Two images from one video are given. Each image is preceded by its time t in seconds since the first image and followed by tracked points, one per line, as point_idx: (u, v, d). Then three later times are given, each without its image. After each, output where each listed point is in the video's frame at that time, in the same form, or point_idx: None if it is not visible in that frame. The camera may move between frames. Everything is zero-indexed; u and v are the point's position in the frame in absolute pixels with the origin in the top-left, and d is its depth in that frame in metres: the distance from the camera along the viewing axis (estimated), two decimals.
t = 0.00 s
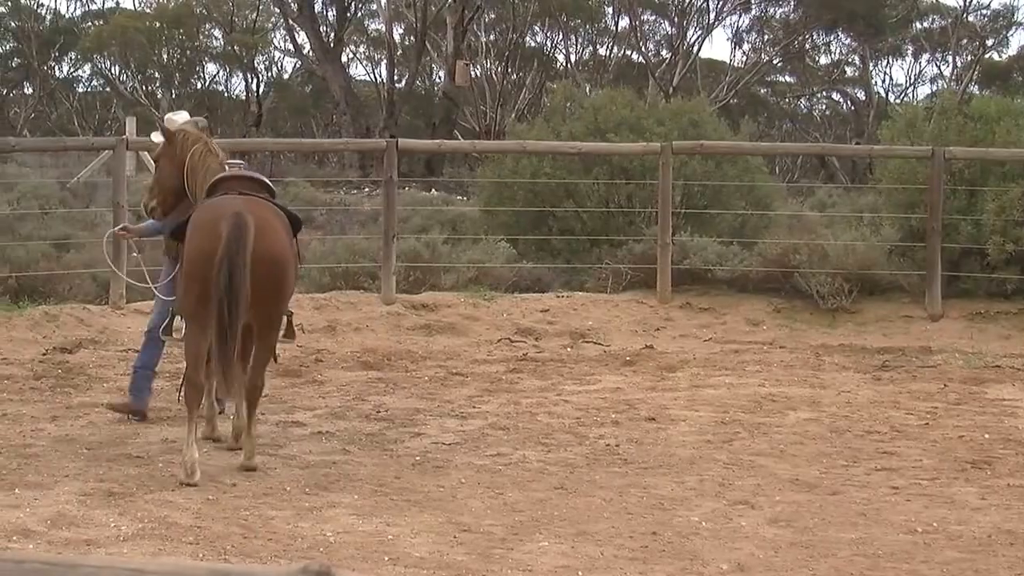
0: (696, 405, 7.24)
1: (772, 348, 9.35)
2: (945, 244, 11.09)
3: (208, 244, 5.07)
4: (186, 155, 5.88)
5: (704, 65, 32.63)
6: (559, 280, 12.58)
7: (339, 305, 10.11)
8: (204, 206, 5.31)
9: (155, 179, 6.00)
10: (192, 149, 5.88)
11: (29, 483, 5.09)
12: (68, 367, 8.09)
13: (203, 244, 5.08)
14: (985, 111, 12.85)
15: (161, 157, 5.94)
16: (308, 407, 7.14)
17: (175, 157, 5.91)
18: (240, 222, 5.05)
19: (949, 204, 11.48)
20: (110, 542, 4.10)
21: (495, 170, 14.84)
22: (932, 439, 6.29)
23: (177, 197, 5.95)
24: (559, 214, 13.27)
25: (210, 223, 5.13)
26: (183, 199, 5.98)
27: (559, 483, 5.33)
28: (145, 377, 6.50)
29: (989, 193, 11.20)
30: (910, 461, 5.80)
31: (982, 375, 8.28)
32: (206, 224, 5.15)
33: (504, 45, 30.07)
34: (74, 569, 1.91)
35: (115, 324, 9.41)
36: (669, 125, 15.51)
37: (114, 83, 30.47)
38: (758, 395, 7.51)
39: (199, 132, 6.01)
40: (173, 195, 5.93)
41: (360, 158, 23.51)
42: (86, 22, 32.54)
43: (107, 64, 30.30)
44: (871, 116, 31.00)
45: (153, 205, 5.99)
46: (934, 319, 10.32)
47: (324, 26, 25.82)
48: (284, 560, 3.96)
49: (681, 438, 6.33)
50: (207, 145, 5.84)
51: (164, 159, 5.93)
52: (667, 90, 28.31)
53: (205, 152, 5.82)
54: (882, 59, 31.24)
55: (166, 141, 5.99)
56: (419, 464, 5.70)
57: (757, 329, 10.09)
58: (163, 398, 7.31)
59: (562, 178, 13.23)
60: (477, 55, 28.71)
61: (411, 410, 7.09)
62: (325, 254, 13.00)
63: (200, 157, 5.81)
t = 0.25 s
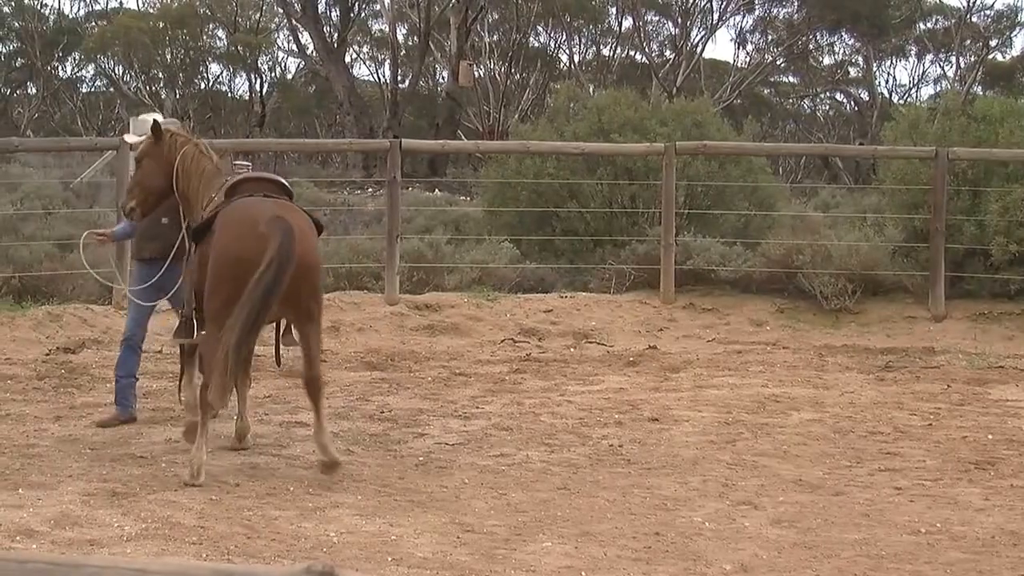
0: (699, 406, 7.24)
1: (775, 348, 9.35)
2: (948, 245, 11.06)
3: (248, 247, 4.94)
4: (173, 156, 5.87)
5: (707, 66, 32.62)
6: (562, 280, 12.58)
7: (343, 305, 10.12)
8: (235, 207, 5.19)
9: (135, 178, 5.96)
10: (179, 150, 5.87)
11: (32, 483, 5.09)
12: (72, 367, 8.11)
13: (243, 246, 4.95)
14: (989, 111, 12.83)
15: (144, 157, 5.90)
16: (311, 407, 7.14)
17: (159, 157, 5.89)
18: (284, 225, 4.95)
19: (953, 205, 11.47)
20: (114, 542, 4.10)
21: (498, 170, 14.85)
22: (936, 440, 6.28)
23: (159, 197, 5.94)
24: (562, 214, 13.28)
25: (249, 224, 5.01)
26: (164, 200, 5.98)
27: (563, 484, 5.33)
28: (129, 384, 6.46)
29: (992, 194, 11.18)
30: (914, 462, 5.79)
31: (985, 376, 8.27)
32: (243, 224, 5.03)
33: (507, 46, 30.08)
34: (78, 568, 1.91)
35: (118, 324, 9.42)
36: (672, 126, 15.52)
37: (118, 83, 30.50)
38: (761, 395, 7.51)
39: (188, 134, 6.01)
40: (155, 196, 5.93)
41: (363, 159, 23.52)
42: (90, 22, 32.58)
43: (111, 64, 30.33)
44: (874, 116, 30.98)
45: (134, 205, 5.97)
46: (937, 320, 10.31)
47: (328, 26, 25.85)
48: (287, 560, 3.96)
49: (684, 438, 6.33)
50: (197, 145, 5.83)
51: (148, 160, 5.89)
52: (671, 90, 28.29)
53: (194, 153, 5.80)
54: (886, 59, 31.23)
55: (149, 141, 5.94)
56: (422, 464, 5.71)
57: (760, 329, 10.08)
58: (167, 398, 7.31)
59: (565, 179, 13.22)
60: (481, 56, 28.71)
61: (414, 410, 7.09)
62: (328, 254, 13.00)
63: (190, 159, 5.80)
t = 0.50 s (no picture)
0: (701, 406, 7.24)
1: (777, 349, 9.35)
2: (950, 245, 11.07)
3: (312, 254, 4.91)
4: (157, 158, 5.79)
5: (709, 66, 32.61)
6: (564, 280, 12.58)
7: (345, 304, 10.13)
8: (275, 212, 5.13)
9: (110, 180, 5.79)
10: (163, 152, 5.81)
11: (33, 483, 5.09)
12: (73, 367, 8.11)
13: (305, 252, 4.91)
14: (990, 112, 12.81)
15: (123, 158, 5.76)
16: (312, 408, 7.15)
17: (140, 159, 5.78)
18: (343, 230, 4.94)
19: (954, 205, 11.46)
20: (115, 543, 4.10)
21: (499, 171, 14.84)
22: (937, 441, 6.27)
23: (137, 199, 5.80)
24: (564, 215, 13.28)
25: (304, 231, 4.95)
26: (140, 202, 5.84)
27: (564, 484, 5.33)
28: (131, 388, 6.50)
29: (994, 195, 11.17)
30: (915, 463, 5.78)
31: (987, 377, 8.26)
32: (296, 231, 4.96)
33: (509, 46, 30.09)
34: (79, 569, 1.91)
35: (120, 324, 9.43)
36: (674, 126, 15.51)
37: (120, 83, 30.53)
38: (763, 396, 7.51)
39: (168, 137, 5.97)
40: (133, 199, 5.79)
41: (365, 159, 23.53)
42: (92, 23, 32.61)
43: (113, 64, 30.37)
44: (876, 117, 30.96)
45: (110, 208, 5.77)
46: (939, 320, 10.29)
47: (330, 26, 25.87)
48: (289, 560, 3.96)
49: (686, 439, 6.33)
50: (184, 146, 5.81)
51: (128, 162, 5.76)
52: (673, 90, 28.29)
53: (183, 155, 5.77)
54: (888, 59, 31.23)
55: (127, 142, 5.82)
56: (424, 464, 5.71)
57: (762, 330, 10.08)
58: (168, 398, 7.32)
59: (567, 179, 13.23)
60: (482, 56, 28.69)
61: (416, 411, 7.09)
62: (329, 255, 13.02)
63: (178, 161, 5.75)
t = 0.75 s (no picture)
0: (701, 406, 7.24)
1: (777, 349, 9.35)
2: (950, 246, 11.07)
3: (341, 252, 4.94)
4: (132, 161, 5.70)
5: (710, 67, 32.61)
6: (564, 280, 12.58)
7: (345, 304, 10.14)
8: (295, 213, 5.11)
9: (80, 184, 5.67)
10: (137, 154, 5.72)
11: (33, 482, 5.09)
12: (74, 367, 8.11)
13: (334, 252, 4.92)
14: (991, 112, 12.79)
15: (95, 161, 5.65)
16: (312, 408, 7.15)
17: (113, 162, 5.68)
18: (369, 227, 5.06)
19: (954, 206, 11.46)
20: (116, 543, 4.10)
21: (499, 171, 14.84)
22: (937, 441, 6.27)
23: (108, 203, 5.71)
24: (564, 215, 13.28)
25: (332, 231, 4.98)
26: (111, 206, 5.75)
27: (564, 484, 5.33)
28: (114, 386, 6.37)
29: (995, 195, 11.16)
30: (916, 463, 5.78)
31: (987, 377, 8.26)
32: (323, 232, 4.98)
33: (509, 46, 30.08)
34: (80, 569, 1.91)
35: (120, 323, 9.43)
36: (674, 126, 15.51)
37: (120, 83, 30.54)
38: (763, 396, 7.51)
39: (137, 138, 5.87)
40: (104, 202, 5.69)
41: (365, 159, 23.53)
42: (92, 23, 32.61)
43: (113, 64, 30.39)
44: (876, 117, 30.95)
45: (77, 212, 5.64)
46: (940, 321, 10.29)
47: (330, 26, 25.87)
48: (289, 561, 3.96)
49: (686, 439, 6.34)
50: (159, 147, 5.74)
51: (99, 165, 5.66)
52: (673, 91, 28.28)
53: (159, 156, 5.69)
54: (888, 60, 31.23)
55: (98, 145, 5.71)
56: (424, 464, 5.71)
57: (762, 330, 10.09)
58: (169, 398, 7.32)
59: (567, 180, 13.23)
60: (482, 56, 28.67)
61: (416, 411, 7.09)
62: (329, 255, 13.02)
63: (156, 162, 5.68)
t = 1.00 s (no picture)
0: (701, 406, 7.25)
1: (776, 349, 9.36)
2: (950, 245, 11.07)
3: (363, 253, 4.94)
4: (120, 161, 5.68)
5: (710, 67, 32.63)
6: (564, 280, 12.59)
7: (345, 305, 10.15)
8: (313, 216, 5.08)
9: (64, 184, 5.60)
10: (126, 155, 5.71)
11: (33, 482, 5.10)
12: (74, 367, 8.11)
13: (357, 254, 4.91)
14: (990, 112, 12.78)
15: (81, 162, 5.62)
16: (312, 408, 7.15)
17: (100, 163, 5.65)
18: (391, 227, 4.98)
19: (954, 206, 11.47)
20: (116, 542, 4.11)
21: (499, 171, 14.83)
22: (937, 441, 6.28)
23: (92, 204, 5.65)
24: (564, 214, 13.29)
25: (351, 232, 4.97)
26: (95, 208, 5.70)
27: (564, 484, 5.34)
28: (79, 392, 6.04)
29: (994, 196, 11.18)
30: (915, 463, 5.79)
31: (986, 377, 8.26)
32: (344, 234, 4.96)
33: (509, 46, 30.09)
34: (80, 568, 1.91)
35: (121, 323, 9.43)
36: (674, 126, 15.53)
37: (120, 83, 30.56)
38: (763, 396, 7.52)
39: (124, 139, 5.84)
40: (87, 203, 5.63)
41: (365, 159, 23.53)
42: (92, 22, 32.62)
43: (113, 64, 30.41)
44: (876, 117, 30.97)
45: (59, 213, 5.52)
46: (939, 321, 10.29)
47: (330, 26, 25.88)
48: (289, 560, 3.96)
49: (686, 438, 6.34)
50: (149, 148, 5.73)
51: (86, 166, 5.62)
52: (673, 91, 28.30)
53: (149, 157, 5.69)
54: (888, 60, 31.25)
55: (84, 147, 5.67)
56: (423, 464, 5.72)
57: (761, 330, 10.09)
58: (169, 398, 7.32)
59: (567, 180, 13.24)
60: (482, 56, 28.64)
61: (416, 411, 7.10)
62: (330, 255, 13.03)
63: (147, 162, 5.68)
